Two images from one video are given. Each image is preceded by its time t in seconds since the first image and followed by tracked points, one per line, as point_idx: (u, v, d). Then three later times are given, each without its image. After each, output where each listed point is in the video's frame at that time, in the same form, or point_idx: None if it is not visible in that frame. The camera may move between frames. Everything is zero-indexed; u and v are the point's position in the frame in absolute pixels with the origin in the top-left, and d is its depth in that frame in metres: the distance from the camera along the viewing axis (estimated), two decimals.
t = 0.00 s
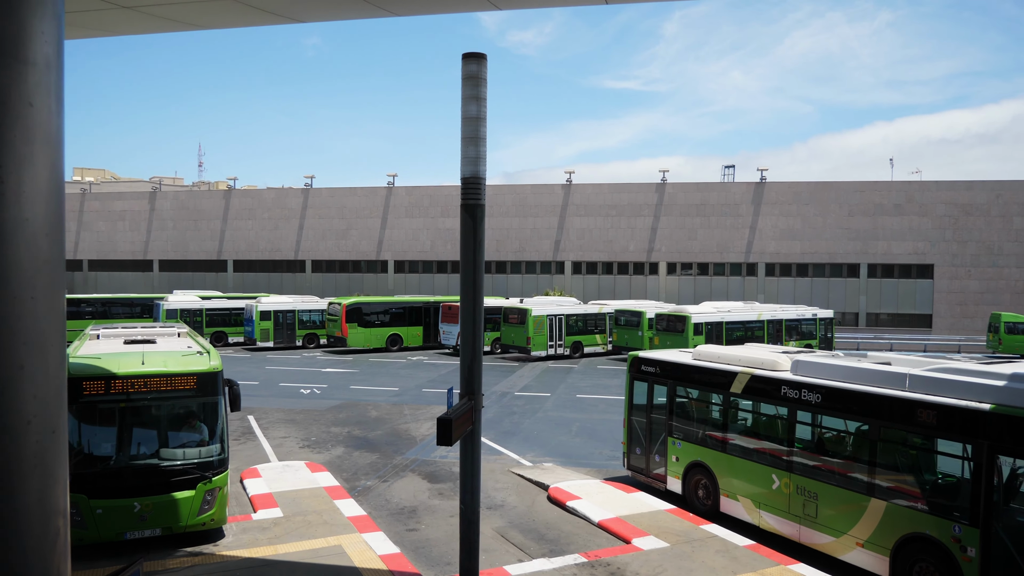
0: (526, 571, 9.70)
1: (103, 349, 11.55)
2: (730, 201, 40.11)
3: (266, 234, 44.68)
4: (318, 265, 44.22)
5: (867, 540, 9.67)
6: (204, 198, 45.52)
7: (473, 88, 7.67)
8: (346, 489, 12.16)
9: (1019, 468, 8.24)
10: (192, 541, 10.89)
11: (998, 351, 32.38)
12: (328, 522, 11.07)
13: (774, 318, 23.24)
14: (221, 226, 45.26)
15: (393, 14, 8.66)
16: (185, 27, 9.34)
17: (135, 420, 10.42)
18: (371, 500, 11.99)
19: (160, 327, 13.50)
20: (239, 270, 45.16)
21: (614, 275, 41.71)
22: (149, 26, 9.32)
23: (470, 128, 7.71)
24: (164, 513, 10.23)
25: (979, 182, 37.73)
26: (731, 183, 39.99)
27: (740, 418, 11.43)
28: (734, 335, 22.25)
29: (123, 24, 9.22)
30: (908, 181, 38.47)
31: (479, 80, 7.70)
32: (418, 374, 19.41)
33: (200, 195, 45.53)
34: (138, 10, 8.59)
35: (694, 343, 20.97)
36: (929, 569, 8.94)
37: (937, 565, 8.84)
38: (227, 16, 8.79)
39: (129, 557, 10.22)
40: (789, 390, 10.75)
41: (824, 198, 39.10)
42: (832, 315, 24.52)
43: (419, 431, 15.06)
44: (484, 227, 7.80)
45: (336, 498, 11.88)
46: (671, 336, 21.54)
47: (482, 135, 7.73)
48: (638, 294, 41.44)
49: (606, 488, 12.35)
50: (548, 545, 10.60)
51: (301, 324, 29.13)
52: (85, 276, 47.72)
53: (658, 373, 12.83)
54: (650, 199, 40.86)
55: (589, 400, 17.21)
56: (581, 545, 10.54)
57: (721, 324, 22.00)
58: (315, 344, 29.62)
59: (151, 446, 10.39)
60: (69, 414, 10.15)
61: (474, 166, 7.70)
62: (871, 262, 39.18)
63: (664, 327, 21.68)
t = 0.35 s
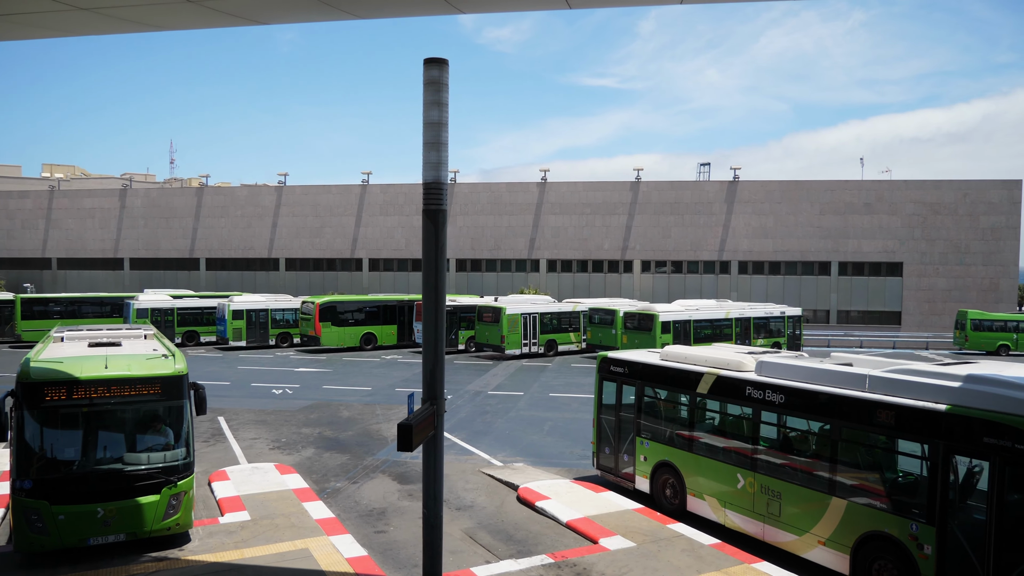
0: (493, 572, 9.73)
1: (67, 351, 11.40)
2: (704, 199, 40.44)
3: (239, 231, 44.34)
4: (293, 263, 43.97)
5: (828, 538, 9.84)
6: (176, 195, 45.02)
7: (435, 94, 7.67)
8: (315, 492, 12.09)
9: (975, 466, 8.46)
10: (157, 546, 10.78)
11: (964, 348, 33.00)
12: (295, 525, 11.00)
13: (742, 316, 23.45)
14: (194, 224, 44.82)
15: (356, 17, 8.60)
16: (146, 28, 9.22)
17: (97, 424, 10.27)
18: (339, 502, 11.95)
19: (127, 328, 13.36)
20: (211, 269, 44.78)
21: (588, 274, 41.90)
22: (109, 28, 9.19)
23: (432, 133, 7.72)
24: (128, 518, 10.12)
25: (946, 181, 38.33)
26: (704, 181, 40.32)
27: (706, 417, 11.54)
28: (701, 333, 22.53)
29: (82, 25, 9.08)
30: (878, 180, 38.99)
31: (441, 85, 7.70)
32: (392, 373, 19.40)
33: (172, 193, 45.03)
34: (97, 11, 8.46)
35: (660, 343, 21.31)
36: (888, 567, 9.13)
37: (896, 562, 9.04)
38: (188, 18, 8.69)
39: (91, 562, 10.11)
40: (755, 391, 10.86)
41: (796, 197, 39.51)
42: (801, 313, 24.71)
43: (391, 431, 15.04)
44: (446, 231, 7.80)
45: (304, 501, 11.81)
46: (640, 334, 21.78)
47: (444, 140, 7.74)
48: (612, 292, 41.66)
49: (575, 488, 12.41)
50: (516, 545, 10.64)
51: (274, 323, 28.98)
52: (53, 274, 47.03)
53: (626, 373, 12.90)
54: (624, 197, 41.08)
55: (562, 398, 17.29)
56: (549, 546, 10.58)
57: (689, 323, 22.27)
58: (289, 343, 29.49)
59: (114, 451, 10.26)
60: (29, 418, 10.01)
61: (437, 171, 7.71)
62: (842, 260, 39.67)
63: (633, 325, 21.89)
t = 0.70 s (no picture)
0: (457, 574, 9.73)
1: (24, 356, 11.20)
2: (674, 198, 40.73)
3: (208, 230, 43.82)
4: (263, 262, 43.56)
5: (788, 537, 9.98)
6: (143, 193, 44.33)
7: (393, 99, 7.71)
8: (280, 496, 12.00)
9: (929, 465, 8.63)
10: (117, 553, 10.64)
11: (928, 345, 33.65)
12: (259, 529, 10.89)
13: (707, 314, 23.70)
14: (161, 222, 44.17)
15: (315, 20, 8.55)
16: (101, 30, 9.08)
17: (55, 430, 10.10)
18: (305, 505, 11.88)
19: (88, 331, 13.16)
20: (180, 268, 44.20)
21: (561, 272, 42.01)
22: (62, 29, 9.03)
23: (391, 139, 7.74)
24: (87, 525, 9.96)
25: (911, 181, 39.05)
26: (675, 180, 40.63)
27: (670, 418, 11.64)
28: (667, 332, 22.92)
29: (34, 26, 8.91)
30: (844, 179, 39.56)
31: (399, 90, 7.73)
32: (362, 373, 19.32)
33: (139, 191, 44.34)
34: (49, 12, 8.31)
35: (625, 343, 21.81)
36: (845, 564, 9.31)
37: (852, 560, 9.22)
38: (143, 19, 8.58)
39: (48, 571, 9.93)
40: (716, 392, 10.99)
41: (765, 196, 39.94)
42: (766, 311, 24.83)
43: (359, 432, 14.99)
44: (405, 238, 7.82)
45: (270, 504, 11.71)
46: (605, 333, 22.06)
47: (402, 146, 7.77)
48: (585, 290, 41.83)
49: (542, 488, 12.47)
50: (480, 547, 10.66)
51: (243, 323, 28.73)
52: (16, 273, 46.10)
53: (592, 374, 12.98)
54: (596, 196, 41.30)
55: (531, 398, 17.35)
56: (514, 548, 10.61)
57: (654, 322, 22.55)
58: (258, 343, 29.26)
59: (72, 457, 10.10)
60: None
61: (394, 177, 7.72)
62: (810, 258, 40.17)
63: (600, 324, 22.18)
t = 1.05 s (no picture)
0: None
1: None
2: (649, 197, 40.96)
3: (180, 228, 43.30)
4: (236, 261, 43.12)
5: (752, 537, 10.11)
6: (114, 190, 43.70)
7: (354, 105, 7.70)
8: (249, 499, 11.91)
9: (890, 465, 8.77)
10: (82, 560, 10.51)
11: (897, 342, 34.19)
12: (227, 534, 10.77)
13: (675, 313, 24.39)
14: (132, 220, 43.57)
15: (277, 22, 8.47)
16: (58, 31, 8.94)
17: (16, 436, 9.93)
18: (274, 508, 11.81)
19: (53, 334, 12.99)
20: (152, 266, 43.65)
21: (536, 271, 42.06)
22: (16, 30, 8.87)
23: (353, 144, 7.73)
24: (49, 532, 9.82)
25: (881, 180, 39.66)
26: (649, 179, 40.86)
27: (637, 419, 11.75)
28: (636, 330, 23.46)
29: None
30: (816, 179, 40.06)
31: (361, 96, 7.72)
32: (335, 374, 19.25)
33: (110, 188, 43.70)
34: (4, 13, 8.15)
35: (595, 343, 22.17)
36: (808, 564, 9.46)
37: (814, 559, 9.36)
38: (101, 21, 8.46)
39: None
40: (683, 393, 11.09)
41: (738, 194, 40.29)
42: (735, 309, 25.78)
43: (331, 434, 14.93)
44: (368, 243, 7.81)
45: (238, 508, 11.61)
46: (574, 332, 22.26)
47: (364, 151, 7.76)
48: (560, 288, 41.92)
49: (512, 489, 12.51)
50: (449, 549, 10.66)
51: (216, 323, 28.52)
52: None
53: (562, 375, 13.04)
54: (571, 195, 41.42)
55: (505, 397, 17.39)
56: (483, 550, 10.62)
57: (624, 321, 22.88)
58: (231, 343, 29.09)
59: (35, 463, 9.95)
60: None
61: (356, 182, 7.71)
62: (782, 257, 40.58)
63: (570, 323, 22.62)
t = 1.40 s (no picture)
0: None
1: None
2: (631, 196, 41.10)
3: (159, 227, 42.96)
4: (217, 260, 42.84)
5: (725, 537, 10.20)
6: (92, 189, 43.30)
7: (323, 111, 7.73)
8: (224, 502, 11.85)
9: (859, 467, 8.88)
10: (54, 565, 10.42)
11: (875, 340, 34.51)
12: (201, 538, 10.69)
13: (652, 313, 24.79)
14: (111, 219, 43.19)
15: (246, 26, 8.47)
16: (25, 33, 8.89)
17: None
18: (250, 511, 11.78)
19: (26, 337, 12.88)
20: (131, 265, 43.30)
21: (519, 269, 42.09)
22: None
23: (321, 150, 7.75)
24: (20, 538, 9.74)
25: (859, 180, 40.02)
26: (631, 178, 40.99)
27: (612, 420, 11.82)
28: (611, 329, 23.83)
29: None
30: (796, 178, 40.36)
31: (329, 102, 7.75)
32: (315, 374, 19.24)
33: (88, 186, 43.30)
34: None
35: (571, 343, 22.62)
36: (779, 564, 9.55)
37: (785, 560, 9.47)
38: (67, 25, 8.42)
39: None
40: (657, 395, 11.17)
41: (719, 194, 40.53)
42: (713, 308, 26.34)
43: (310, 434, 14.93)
44: (336, 249, 7.81)
45: (213, 511, 11.55)
46: (550, 332, 22.60)
47: (333, 157, 7.79)
48: (542, 287, 42.00)
49: (489, 490, 12.55)
50: (424, 552, 10.67)
51: (196, 322, 28.44)
52: None
53: (538, 377, 13.10)
54: (553, 194, 41.47)
55: (485, 397, 17.42)
56: (457, 552, 10.63)
57: (598, 320, 23.45)
58: (211, 342, 28.99)
59: (4, 468, 9.83)
60: None
61: (324, 188, 7.71)
62: (763, 255, 40.84)
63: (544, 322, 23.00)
